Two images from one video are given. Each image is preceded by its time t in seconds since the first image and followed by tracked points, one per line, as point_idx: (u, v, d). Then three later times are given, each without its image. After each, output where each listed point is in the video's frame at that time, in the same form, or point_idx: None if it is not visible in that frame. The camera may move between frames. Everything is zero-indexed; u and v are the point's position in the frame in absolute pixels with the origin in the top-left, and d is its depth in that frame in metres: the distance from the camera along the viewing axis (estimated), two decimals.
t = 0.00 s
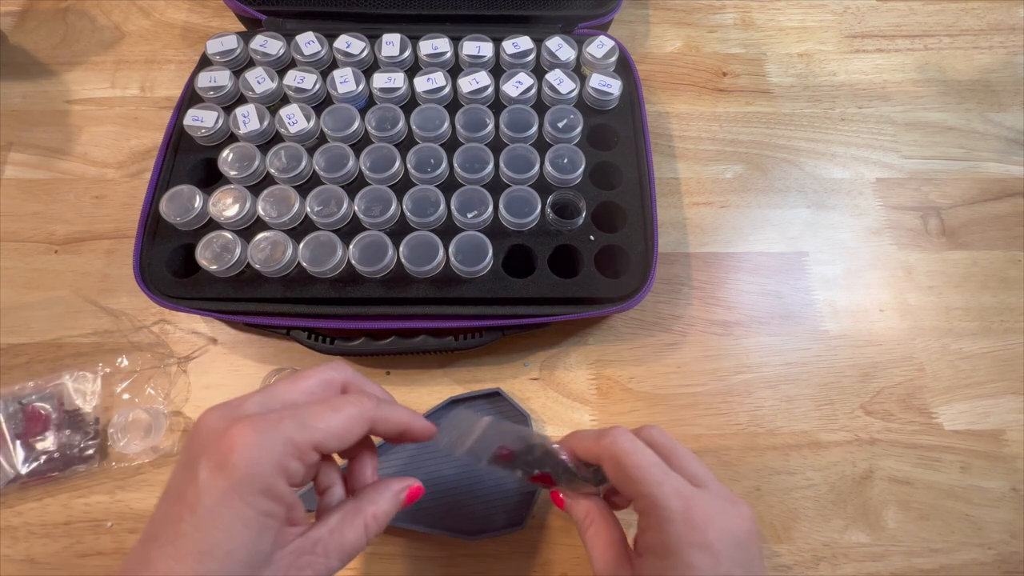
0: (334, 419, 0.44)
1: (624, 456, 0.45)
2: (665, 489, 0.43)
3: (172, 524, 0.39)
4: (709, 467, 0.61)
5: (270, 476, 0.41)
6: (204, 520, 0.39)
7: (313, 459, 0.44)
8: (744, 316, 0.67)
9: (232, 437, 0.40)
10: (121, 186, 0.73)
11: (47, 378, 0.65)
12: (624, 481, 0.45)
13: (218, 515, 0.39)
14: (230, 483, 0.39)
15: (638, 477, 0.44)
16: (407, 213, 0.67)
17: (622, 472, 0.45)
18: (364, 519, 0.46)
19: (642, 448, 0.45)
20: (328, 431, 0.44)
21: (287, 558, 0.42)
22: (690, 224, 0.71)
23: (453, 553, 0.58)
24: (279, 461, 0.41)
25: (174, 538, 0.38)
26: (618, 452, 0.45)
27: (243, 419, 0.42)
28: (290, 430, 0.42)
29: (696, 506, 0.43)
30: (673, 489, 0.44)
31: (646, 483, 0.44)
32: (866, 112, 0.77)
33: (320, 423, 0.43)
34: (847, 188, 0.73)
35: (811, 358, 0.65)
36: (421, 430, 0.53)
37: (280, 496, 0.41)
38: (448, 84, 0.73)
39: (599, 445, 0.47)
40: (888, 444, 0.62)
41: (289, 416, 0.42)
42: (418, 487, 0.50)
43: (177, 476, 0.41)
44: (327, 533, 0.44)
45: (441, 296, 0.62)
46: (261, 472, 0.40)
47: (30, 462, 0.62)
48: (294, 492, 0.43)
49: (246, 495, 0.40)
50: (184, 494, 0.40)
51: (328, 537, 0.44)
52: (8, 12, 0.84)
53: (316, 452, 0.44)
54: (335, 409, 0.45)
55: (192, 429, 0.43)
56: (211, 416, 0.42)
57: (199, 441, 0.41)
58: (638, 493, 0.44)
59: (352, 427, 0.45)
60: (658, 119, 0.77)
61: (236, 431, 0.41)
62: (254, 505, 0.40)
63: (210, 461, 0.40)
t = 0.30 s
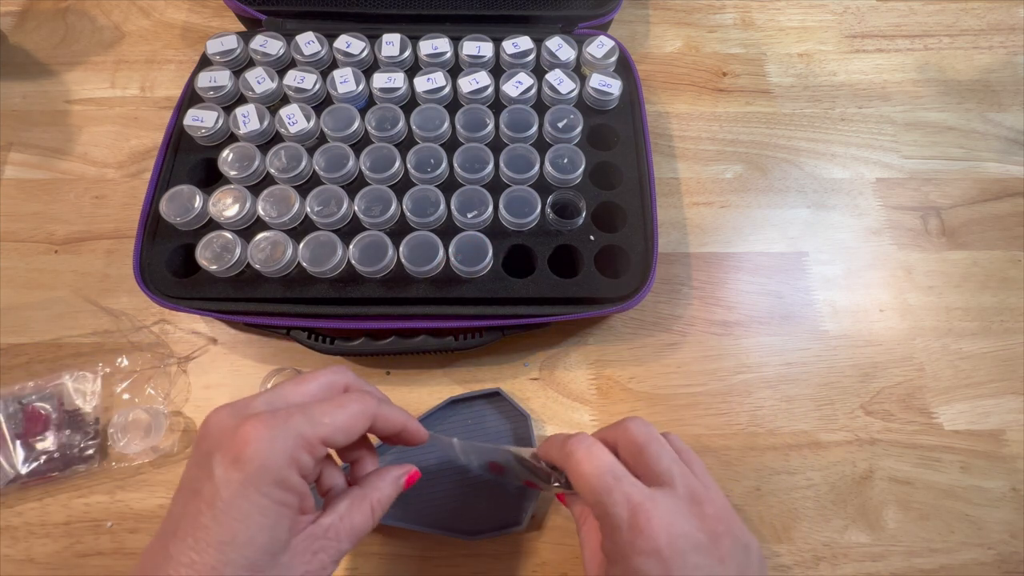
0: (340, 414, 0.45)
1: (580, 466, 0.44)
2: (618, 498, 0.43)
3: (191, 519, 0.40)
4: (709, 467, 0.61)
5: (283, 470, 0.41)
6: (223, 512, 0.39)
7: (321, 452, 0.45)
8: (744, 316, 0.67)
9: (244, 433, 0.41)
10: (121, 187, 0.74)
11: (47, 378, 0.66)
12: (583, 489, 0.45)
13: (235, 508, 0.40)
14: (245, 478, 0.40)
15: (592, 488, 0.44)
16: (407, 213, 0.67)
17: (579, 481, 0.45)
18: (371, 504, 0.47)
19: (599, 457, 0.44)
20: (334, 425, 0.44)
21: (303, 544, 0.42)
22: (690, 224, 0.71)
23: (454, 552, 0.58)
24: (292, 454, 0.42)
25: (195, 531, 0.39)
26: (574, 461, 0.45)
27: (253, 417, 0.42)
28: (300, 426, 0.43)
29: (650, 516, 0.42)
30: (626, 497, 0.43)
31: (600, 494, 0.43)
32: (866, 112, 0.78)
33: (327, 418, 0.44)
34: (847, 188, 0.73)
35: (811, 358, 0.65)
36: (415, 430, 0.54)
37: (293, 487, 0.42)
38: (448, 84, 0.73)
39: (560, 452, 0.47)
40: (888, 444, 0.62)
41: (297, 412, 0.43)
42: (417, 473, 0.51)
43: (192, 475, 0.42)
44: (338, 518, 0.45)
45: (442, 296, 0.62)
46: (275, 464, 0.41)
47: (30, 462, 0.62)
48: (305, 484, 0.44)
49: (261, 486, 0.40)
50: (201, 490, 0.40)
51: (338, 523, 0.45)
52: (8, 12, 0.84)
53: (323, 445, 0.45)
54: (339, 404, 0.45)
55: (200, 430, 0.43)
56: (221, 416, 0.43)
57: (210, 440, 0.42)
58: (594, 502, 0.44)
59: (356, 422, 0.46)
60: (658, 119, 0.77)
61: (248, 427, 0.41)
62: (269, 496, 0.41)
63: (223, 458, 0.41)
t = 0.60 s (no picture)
0: (363, 420, 0.46)
1: (570, 470, 0.45)
2: (607, 504, 0.43)
3: (223, 517, 0.40)
4: (709, 467, 0.61)
5: (312, 469, 0.42)
6: (255, 509, 0.40)
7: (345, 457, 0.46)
8: (744, 316, 0.67)
9: (274, 434, 0.42)
10: (121, 186, 0.74)
11: (47, 378, 0.66)
12: (573, 493, 0.46)
13: (266, 506, 0.40)
14: (275, 477, 0.41)
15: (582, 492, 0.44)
16: (407, 213, 0.67)
17: (570, 486, 0.45)
18: (395, 507, 0.48)
19: (589, 461, 0.45)
20: (359, 430, 0.45)
21: (330, 544, 0.43)
22: (690, 224, 0.71)
23: (454, 552, 0.58)
24: (319, 455, 0.42)
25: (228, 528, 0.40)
26: (564, 465, 0.46)
27: (281, 420, 0.43)
28: (327, 429, 0.44)
29: (640, 522, 0.43)
30: (615, 503, 0.43)
31: (589, 499, 0.44)
32: (866, 112, 0.78)
33: (351, 423, 0.45)
34: (847, 188, 0.73)
35: (811, 358, 0.65)
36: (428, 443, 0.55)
37: (321, 488, 0.43)
38: (448, 84, 0.73)
39: (551, 455, 0.48)
40: (888, 444, 0.62)
41: (324, 416, 0.44)
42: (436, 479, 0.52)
43: (222, 476, 0.42)
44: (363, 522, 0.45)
45: (441, 296, 0.62)
46: (305, 464, 0.42)
47: (30, 462, 0.62)
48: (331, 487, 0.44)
49: (290, 484, 0.41)
50: (233, 489, 0.41)
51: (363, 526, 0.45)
52: (8, 12, 0.84)
53: (347, 450, 0.45)
54: (362, 411, 0.46)
55: (229, 435, 0.44)
56: (250, 420, 0.43)
57: (240, 443, 0.42)
58: (584, 507, 0.45)
59: (379, 428, 0.47)
60: (658, 119, 0.77)
61: (277, 428, 0.42)
62: (299, 496, 0.41)
63: (253, 458, 0.41)
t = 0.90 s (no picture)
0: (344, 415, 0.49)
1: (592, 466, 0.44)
2: (628, 506, 0.43)
3: (217, 514, 0.42)
4: (709, 467, 0.61)
5: (294, 455, 0.44)
6: (244, 497, 0.42)
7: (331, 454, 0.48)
8: (744, 316, 0.67)
9: (258, 430, 0.45)
10: (121, 186, 0.74)
11: (47, 378, 0.66)
12: (591, 491, 0.45)
13: (254, 493, 0.42)
14: (260, 464, 0.43)
15: (603, 492, 0.43)
16: (407, 213, 0.67)
17: (590, 483, 0.44)
18: (389, 499, 0.47)
19: (612, 461, 0.44)
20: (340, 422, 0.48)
21: (324, 533, 0.43)
22: (690, 224, 0.71)
23: (453, 552, 0.58)
24: (299, 441, 0.45)
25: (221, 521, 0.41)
26: (586, 461, 0.45)
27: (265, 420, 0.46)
28: (306, 420, 0.47)
29: (660, 527, 0.42)
30: (637, 506, 0.43)
31: (610, 498, 0.43)
32: (866, 112, 0.78)
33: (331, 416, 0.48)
34: (847, 188, 0.73)
35: (811, 358, 0.65)
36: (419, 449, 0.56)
37: (307, 475, 0.45)
38: (448, 84, 0.73)
39: (571, 448, 0.47)
40: (888, 444, 0.62)
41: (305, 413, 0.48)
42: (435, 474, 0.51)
43: (216, 483, 0.44)
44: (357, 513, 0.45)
45: (442, 296, 0.62)
46: (286, 449, 0.44)
47: (30, 462, 0.62)
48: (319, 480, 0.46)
49: (273, 470, 0.43)
50: (223, 487, 0.43)
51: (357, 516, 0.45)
52: (9, 12, 0.84)
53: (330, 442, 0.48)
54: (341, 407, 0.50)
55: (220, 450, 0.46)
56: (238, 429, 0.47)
57: (229, 449, 0.45)
58: (602, 507, 0.44)
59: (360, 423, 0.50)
60: (658, 119, 0.77)
61: (261, 425, 0.45)
62: (285, 481, 0.43)
63: (240, 455, 0.44)
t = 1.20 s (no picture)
0: (345, 432, 0.49)
1: (583, 478, 0.43)
2: (624, 517, 0.43)
3: (219, 532, 0.42)
4: (709, 467, 0.61)
5: (294, 473, 0.45)
6: (245, 516, 0.42)
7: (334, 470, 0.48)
8: (744, 316, 0.67)
9: (260, 448, 0.45)
10: (121, 186, 0.74)
11: (47, 378, 0.66)
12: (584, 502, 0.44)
13: (255, 511, 0.42)
14: (261, 483, 0.43)
15: (597, 504, 0.43)
16: (407, 213, 0.67)
17: (583, 495, 0.44)
18: (389, 515, 0.46)
19: (604, 472, 0.43)
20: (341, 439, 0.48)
21: (324, 551, 0.43)
22: (690, 224, 0.71)
23: (454, 552, 0.58)
24: (299, 460, 0.45)
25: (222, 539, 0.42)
26: (577, 473, 0.44)
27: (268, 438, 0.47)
28: (308, 437, 0.47)
29: (655, 537, 0.42)
30: (632, 516, 0.43)
31: (605, 509, 0.43)
32: (866, 112, 0.78)
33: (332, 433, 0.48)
34: (846, 188, 0.73)
35: (811, 358, 0.65)
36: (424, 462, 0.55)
37: (307, 493, 0.45)
38: (448, 84, 0.73)
39: (561, 461, 0.45)
40: (888, 444, 0.62)
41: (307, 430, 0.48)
42: (436, 486, 0.49)
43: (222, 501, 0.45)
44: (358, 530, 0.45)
45: (442, 296, 0.62)
46: (286, 468, 0.44)
47: (30, 462, 0.62)
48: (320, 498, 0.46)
49: (273, 489, 0.43)
50: (226, 505, 0.43)
51: (357, 534, 0.45)
52: (9, 12, 0.84)
53: (332, 460, 0.48)
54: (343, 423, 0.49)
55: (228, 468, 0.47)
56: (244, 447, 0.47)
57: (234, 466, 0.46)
58: (597, 518, 0.44)
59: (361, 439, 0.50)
60: (658, 119, 0.77)
61: (264, 443, 0.46)
62: (285, 499, 0.43)
63: (243, 474, 0.44)
